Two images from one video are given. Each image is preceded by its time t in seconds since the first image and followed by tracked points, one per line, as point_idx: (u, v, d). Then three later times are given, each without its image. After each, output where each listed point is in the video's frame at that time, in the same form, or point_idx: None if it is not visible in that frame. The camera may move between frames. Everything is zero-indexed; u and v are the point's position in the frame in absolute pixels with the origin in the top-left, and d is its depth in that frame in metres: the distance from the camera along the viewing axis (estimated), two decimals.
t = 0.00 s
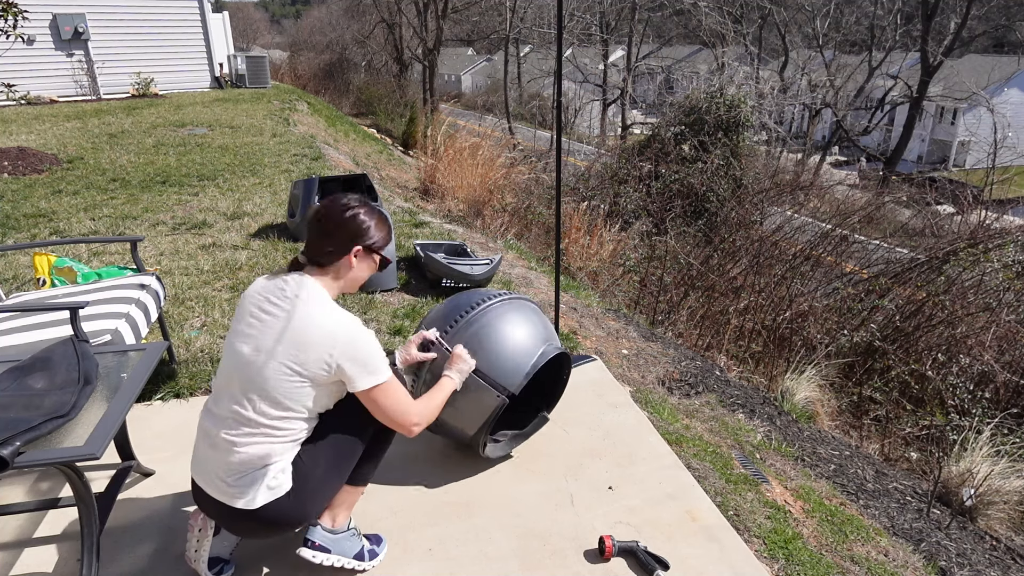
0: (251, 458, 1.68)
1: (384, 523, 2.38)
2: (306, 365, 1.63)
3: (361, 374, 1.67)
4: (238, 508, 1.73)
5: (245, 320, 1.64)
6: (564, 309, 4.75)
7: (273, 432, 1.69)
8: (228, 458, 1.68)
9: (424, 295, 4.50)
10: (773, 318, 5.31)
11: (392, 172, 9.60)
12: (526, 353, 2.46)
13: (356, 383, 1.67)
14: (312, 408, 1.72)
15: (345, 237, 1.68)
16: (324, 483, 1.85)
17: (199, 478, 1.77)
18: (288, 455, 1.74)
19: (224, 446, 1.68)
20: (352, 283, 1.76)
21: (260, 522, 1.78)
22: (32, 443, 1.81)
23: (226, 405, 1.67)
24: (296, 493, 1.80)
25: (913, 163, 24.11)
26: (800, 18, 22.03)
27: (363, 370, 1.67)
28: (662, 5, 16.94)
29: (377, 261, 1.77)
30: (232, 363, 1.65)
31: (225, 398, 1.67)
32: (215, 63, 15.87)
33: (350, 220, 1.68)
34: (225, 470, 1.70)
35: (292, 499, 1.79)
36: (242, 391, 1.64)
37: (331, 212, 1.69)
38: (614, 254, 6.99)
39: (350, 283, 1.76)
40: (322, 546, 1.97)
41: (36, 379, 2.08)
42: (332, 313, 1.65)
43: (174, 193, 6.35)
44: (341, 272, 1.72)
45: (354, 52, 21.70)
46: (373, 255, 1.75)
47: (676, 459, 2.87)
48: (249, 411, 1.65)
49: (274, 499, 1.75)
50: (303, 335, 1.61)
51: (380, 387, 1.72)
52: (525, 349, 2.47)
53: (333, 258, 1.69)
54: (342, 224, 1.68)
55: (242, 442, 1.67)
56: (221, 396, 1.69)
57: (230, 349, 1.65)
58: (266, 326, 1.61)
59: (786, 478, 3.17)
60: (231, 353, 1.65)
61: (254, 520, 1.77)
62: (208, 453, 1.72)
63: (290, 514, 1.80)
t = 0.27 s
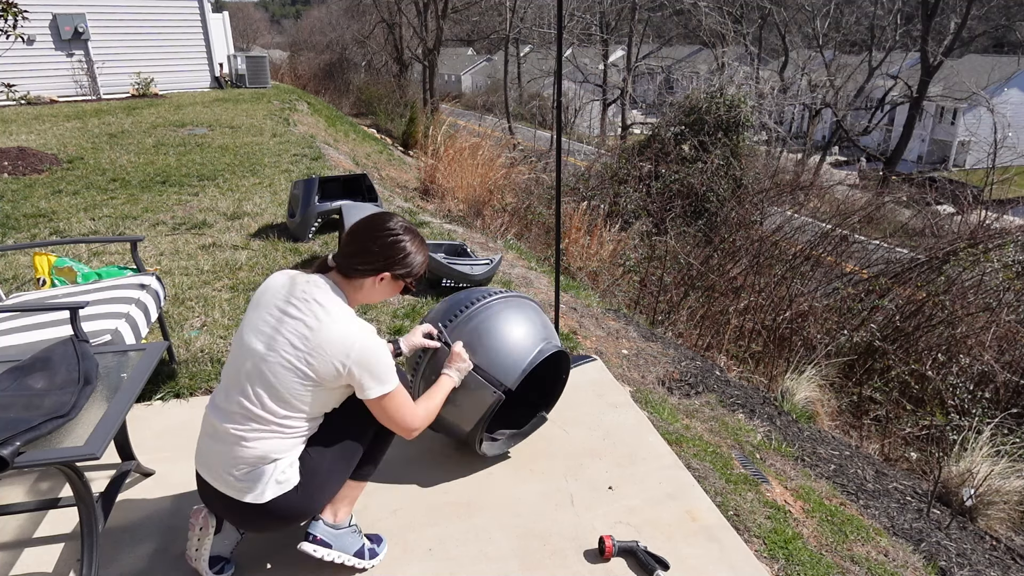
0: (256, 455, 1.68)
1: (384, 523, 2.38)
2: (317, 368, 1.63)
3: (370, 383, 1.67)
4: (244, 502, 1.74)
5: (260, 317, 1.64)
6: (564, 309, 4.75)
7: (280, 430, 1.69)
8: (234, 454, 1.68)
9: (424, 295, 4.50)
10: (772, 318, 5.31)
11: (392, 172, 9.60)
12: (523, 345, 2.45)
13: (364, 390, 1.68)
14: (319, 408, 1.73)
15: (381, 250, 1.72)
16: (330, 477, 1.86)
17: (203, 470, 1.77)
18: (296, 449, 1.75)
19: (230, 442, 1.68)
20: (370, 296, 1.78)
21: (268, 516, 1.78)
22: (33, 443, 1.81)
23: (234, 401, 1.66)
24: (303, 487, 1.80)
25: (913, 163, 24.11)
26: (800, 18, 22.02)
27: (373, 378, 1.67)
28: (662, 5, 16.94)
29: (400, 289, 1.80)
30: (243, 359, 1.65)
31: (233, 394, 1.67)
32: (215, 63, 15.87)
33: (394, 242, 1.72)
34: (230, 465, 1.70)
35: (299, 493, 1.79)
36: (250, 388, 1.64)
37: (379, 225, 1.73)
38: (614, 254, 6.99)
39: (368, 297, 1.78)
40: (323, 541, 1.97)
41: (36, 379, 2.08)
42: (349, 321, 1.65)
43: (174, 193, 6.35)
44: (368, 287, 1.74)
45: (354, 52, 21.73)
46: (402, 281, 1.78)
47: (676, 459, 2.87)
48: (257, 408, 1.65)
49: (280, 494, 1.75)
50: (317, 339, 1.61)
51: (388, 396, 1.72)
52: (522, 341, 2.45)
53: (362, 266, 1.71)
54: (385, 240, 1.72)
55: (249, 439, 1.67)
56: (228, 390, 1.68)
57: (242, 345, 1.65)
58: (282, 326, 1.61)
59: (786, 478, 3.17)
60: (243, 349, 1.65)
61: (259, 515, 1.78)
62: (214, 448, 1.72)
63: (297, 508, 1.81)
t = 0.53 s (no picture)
0: (253, 458, 1.68)
1: (384, 523, 2.38)
2: (316, 371, 1.62)
3: (369, 387, 1.67)
4: (241, 506, 1.74)
5: (261, 320, 1.64)
6: (564, 309, 4.75)
7: (277, 433, 1.68)
8: (231, 456, 1.68)
9: (423, 294, 4.49)
10: (773, 318, 5.31)
11: (392, 172, 9.60)
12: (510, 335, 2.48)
13: (363, 395, 1.67)
14: (316, 411, 1.72)
15: (387, 266, 1.71)
16: (328, 481, 1.85)
17: (201, 473, 1.77)
18: (291, 453, 1.74)
19: (227, 445, 1.68)
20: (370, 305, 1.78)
21: (264, 520, 1.78)
22: (32, 443, 1.81)
23: (232, 404, 1.66)
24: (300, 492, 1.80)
25: (913, 163, 24.12)
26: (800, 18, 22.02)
27: (372, 383, 1.67)
28: (662, 5, 16.94)
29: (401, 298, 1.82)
30: (243, 362, 1.65)
31: (231, 396, 1.67)
32: (215, 63, 15.87)
33: (401, 259, 1.72)
34: (227, 469, 1.70)
35: (296, 497, 1.79)
36: (249, 390, 1.64)
37: (385, 238, 1.72)
38: (614, 254, 6.99)
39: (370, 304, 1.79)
40: (323, 543, 1.98)
41: (36, 379, 2.08)
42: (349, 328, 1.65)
43: (174, 193, 6.35)
44: (369, 296, 1.75)
45: (354, 52, 21.74)
46: (403, 293, 1.79)
47: (676, 459, 2.87)
48: (255, 411, 1.65)
49: (277, 498, 1.75)
50: (316, 344, 1.61)
51: (389, 400, 1.72)
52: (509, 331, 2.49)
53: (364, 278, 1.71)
54: (392, 256, 1.71)
55: (246, 442, 1.67)
56: (227, 394, 1.68)
57: (243, 348, 1.65)
58: (282, 330, 1.61)
59: (786, 478, 3.17)
60: (243, 352, 1.65)
61: (255, 519, 1.77)
62: (212, 451, 1.72)
63: (293, 512, 1.81)
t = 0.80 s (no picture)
0: (253, 459, 1.68)
1: (384, 524, 2.38)
2: (316, 370, 1.62)
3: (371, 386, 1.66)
4: (237, 509, 1.74)
5: (262, 320, 1.65)
6: (564, 309, 4.75)
7: (277, 434, 1.68)
8: (230, 457, 1.68)
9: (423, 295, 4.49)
10: (773, 318, 5.31)
11: (393, 172, 9.60)
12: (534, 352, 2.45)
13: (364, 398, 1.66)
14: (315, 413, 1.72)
15: (389, 267, 1.71)
16: (324, 485, 1.84)
17: (200, 475, 1.77)
18: (287, 458, 1.73)
19: (226, 446, 1.67)
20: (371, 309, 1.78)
21: (261, 523, 1.79)
22: (32, 443, 1.81)
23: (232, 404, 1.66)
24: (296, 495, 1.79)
25: (912, 163, 24.13)
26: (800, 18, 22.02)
27: (373, 382, 1.66)
28: (662, 5, 16.94)
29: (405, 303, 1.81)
30: (243, 361, 1.65)
31: (231, 396, 1.66)
32: (215, 63, 15.87)
33: (403, 259, 1.73)
34: (225, 470, 1.70)
35: (292, 500, 1.79)
36: (248, 390, 1.64)
37: (387, 241, 1.74)
38: (614, 254, 6.98)
39: (374, 309, 1.79)
40: (322, 545, 1.99)
41: (36, 379, 2.08)
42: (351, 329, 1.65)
43: (174, 193, 6.36)
44: (373, 299, 1.75)
45: (354, 52, 21.74)
46: (406, 296, 1.79)
47: (676, 459, 2.87)
48: (254, 411, 1.64)
49: (274, 501, 1.75)
50: (317, 342, 1.61)
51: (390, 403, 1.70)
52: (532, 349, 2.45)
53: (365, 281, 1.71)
54: (393, 257, 1.72)
55: (245, 442, 1.66)
56: (226, 394, 1.68)
57: (244, 347, 1.65)
58: (283, 329, 1.62)
59: (786, 478, 3.17)
60: (243, 351, 1.65)
61: (251, 522, 1.78)
62: (210, 454, 1.71)
63: (290, 515, 1.81)
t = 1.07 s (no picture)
0: (266, 456, 1.68)
1: (385, 524, 2.38)
2: (338, 375, 1.63)
3: (386, 401, 1.67)
4: (254, 501, 1.74)
5: (290, 316, 1.65)
6: (564, 309, 4.75)
7: (293, 431, 1.69)
8: (244, 452, 1.68)
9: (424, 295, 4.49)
10: (773, 318, 5.31)
11: (392, 172, 9.61)
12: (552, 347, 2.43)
13: (381, 407, 1.67)
14: (333, 414, 1.73)
15: (403, 270, 1.71)
16: (339, 478, 1.85)
17: (211, 466, 1.77)
18: (306, 450, 1.75)
19: (242, 440, 1.68)
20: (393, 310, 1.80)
21: (277, 515, 1.79)
22: (32, 443, 1.80)
23: (250, 399, 1.66)
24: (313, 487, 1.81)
25: (912, 163, 24.12)
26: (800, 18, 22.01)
27: (391, 395, 1.66)
28: (662, 5, 16.94)
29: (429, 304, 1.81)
30: (266, 355, 1.64)
31: (249, 391, 1.66)
32: (215, 63, 15.87)
33: (418, 261, 1.72)
34: (240, 462, 1.69)
35: (309, 492, 1.80)
36: (268, 387, 1.64)
37: (401, 244, 1.73)
38: (614, 254, 6.98)
39: (397, 312, 1.81)
40: (325, 539, 1.97)
41: (36, 379, 2.08)
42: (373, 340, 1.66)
43: (174, 193, 6.36)
44: (392, 303, 1.77)
45: (354, 52, 21.74)
46: (427, 298, 1.79)
47: (677, 459, 2.87)
48: (273, 406, 1.64)
49: (292, 494, 1.76)
50: (341, 351, 1.62)
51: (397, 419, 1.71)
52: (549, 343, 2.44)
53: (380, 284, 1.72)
54: (407, 261, 1.71)
55: (262, 438, 1.66)
56: (245, 386, 1.67)
57: (266, 343, 1.65)
58: (308, 331, 1.62)
59: (786, 478, 3.17)
60: (267, 346, 1.65)
61: (267, 514, 1.78)
62: (224, 445, 1.71)
63: (305, 508, 1.81)
